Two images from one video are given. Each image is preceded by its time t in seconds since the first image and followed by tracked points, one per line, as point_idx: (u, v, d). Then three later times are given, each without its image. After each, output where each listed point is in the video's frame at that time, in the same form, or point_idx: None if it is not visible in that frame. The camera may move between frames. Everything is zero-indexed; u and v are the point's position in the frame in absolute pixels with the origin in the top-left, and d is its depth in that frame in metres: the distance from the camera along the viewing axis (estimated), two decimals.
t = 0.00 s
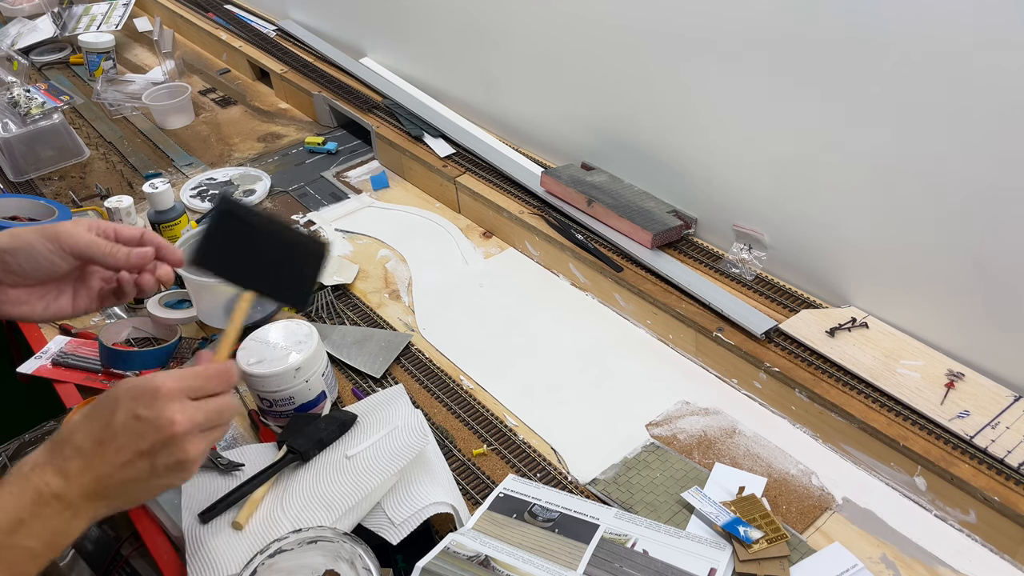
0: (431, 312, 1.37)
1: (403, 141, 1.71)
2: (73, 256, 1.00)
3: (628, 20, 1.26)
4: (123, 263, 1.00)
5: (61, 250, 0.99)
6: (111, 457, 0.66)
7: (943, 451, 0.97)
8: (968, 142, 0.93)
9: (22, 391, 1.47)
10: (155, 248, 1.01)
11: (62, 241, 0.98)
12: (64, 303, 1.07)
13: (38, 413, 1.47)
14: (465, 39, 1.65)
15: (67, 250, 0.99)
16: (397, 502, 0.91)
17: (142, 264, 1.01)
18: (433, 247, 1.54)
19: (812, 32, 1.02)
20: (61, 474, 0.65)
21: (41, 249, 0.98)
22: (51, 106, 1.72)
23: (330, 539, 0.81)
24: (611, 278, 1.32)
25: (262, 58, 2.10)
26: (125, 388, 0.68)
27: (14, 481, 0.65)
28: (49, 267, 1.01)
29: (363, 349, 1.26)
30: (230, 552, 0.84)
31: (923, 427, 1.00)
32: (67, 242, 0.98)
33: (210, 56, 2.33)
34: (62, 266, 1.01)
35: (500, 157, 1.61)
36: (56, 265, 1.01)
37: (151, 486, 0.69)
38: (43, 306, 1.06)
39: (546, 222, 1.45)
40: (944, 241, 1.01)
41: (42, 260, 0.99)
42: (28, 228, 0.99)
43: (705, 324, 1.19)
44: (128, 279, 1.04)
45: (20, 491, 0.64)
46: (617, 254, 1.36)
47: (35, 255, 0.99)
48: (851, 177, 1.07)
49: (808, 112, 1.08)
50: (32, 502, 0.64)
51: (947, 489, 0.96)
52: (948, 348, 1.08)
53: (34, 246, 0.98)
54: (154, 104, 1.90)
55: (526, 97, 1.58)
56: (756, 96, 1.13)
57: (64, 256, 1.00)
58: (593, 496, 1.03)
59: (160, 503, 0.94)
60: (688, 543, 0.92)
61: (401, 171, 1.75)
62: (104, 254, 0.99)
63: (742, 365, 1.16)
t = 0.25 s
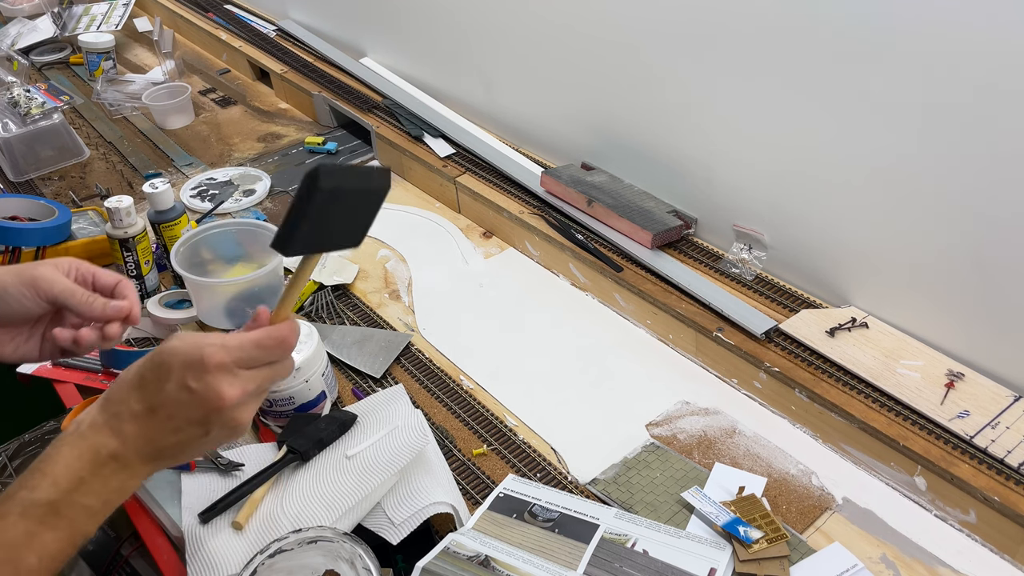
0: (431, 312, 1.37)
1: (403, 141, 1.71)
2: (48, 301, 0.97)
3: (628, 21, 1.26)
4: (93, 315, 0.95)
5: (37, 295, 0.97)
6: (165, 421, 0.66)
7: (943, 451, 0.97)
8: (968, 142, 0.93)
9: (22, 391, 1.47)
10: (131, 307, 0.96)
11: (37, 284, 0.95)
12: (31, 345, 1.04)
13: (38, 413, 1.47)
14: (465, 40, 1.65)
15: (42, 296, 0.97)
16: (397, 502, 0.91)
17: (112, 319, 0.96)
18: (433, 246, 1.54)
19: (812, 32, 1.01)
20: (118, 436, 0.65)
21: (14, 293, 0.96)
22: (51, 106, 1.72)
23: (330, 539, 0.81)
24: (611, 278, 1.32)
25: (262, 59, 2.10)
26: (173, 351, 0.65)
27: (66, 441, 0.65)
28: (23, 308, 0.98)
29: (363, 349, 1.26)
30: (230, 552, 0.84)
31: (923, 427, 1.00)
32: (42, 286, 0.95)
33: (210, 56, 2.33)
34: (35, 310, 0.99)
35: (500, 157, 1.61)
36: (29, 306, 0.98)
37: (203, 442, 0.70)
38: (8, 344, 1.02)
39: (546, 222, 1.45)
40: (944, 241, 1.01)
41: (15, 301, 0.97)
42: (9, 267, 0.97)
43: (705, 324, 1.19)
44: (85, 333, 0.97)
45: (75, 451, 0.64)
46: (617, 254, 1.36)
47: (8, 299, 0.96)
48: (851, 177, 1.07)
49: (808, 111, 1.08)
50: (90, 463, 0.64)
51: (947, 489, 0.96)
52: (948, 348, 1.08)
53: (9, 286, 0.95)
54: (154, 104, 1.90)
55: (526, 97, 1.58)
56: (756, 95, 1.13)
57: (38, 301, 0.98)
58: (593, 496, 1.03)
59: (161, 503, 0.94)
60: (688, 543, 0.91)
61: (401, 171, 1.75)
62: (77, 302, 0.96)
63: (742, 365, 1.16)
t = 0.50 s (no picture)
0: (431, 312, 1.37)
1: (403, 141, 1.71)
2: (40, 303, 1.00)
3: (628, 21, 1.26)
4: (85, 317, 0.98)
5: (29, 296, 0.99)
6: (207, 405, 0.73)
7: (943, 451, 0.97)
8: (968, 142, 0.93)
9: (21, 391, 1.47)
10: (122, 312, 0.99)
11: (30, 287, 0.98)
12: (23, 346, 1.07)
13: (37, 413, 1.47)
14: (465, 40, 1.65)
15: (34, 297, 0.99)
16: (397, 502, 0.91)
17: (103, 323, 0.99)
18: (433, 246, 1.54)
19: (812, 32, 1.02)
20: (162, 426, 0.70)
21: (6, 293, 0.98)
22: (51, 106, 1.72)
23: (330, 539, 0.81)
24: (611, 278, 1.32)
25: (262, 58, 2.10)
26: (231, 363, 0.70)
27: (107, 432, 0.66)
28: (14, 309, 1.01)
29: (363, 349, 1.26)
30: (229, 552, 0.84)
31: (923, 427, 1.00)
32: (35, 288, 0.98)
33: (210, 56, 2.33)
34: (27, 312, 1.02)
35: (500, 157, 1.61)
36: (20, 308, 1.01)
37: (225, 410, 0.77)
38: None
39: (546, 222, 1.45)
40: (944, 241, 1.01)
41: (7, 302, 0.99)
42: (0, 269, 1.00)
43: (705, 324, 1.19)
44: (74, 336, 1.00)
45: (121, 443, 0.67)
46: (617, 254, 1.36)
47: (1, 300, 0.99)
48: (852, 177, 1.07)
49: (808, 112, 1.08)
50: (137, 456, 0.69)
51: (947, 489, 0.96)
52: (948, 348, 1.08)
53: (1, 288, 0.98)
54: (154, 104, 1.90)
55: (526, 97, 1.58)
56: (756, 95, 1.13)
57: (31, 302, 1.00)
58: (593, 496, 1.03)
59: (161, 502, 0.94)
60: (688, 543, 0.91)
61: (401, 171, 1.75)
62: (69, 304, 0.98)
63: (742, 365, 1.16)
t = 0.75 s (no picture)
0: (431, 312, 1.37)
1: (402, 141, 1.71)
2: (41, 303, 1.00)
3: (628, 21, 1.26)
4: (86, 319, 0.98)
5: (30, 297, 0.99)
6: (214, 389, 0.75)
7: (943, 451, 0.97)
8: (968, 142, 0.93)
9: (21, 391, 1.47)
10: (123, 316, 0.98)
11: (32, 288, 0.98)
12: (25, 347, 1.10)
13: (37, 413, 1.47)
14: (465, 40, 1.65)
15: (35, 297, 0.99)
16: (397, 502, 0.91)
17: (104, 326, 0.98)
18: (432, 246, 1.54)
19: (812, 32, 1.01)
20: (172, 413, 0.71)
21: (8, 294, 0.99)
22: (51, 106, 1.72)
23: (330, 539, 0.81)
24: (611, 278, 1.32)
25: (262, 58, 2.10)
26: (240, 350, 0.72)
27: (120, 422, 0.67)
28: (16, 310, 1.02)
29: (363, 350, 1.26)
30: (229, 553, 0.84)
31: (923, 427, 1.00)
32: (37, 289, 0.98)
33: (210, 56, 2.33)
34: (29, 313, 1.02)
35: (500, 157, 1.61)
36: (22, 309, 1.02)
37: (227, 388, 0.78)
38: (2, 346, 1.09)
39: (546, 222, 1.45)
40: (944, 241, 1.01)
41: (9, 303, 1.00)
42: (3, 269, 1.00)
43: (705, 324, 1.19)
44: (74, 338, 1.00)
45: (132, 432, 0.68)
46: (617, 254, 1.36)
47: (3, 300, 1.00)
48: (852, 177, 1.07)
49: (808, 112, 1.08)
50: (149, 442, 0.70)
51: (947, 489, 0.96)
52: (948, 348, 1.08)
53: (3, 288, 0.98)
54: (154, 104, 1.90)
55: (526, 97, 1.58)
56: (756, 95, 1.13)
57: (32, 303, 1.01)
58: (593, 496, 1.03)
59: (161, 503, 0.93)
60: (688, 543, 0.91)
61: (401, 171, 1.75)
62: (69, 306, 0.98)
63: (742, 365, 1.16)
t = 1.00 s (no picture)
0: (431, 312, 1.37)
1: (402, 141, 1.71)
2: (43, 305, 0.99)
3: (628, 21, 1.26)
4: (87, 322, 0.98)
5: (33, 299, 0.99)
6: (218, 391, 0.75)
7: (943, 451, 0.97)
8: (968, 142, 0.93)
9: (21, 391, 1.47)
10: (125, 318, 1.00)
11: (34, 289, 0.98)
12: (26, 349, 1.07)
13: (37, 413, 1.47)
14: (465, 39, 1.65)
15: (37, 299, 0.99)
16: (397, 502, 0.91)
17: (106, 328, 0.99)
18: (432, 246, 1.54)
19: (812, 32, 1.01)
20: (179, 415, 0.71)
21: (10, 296, 0.98)
22: (51, 106, 1.72)
23: (330, 539, 0.81)
24: (611, 278, 1.32)
25: (262, 58, 2.10)
26: (246, 350, 0.73)
27: (128, 426, 0.66)
28: (17, 312, 1.01)
29: (363, 349, 1.26)
30: (229, 553, 0.84)
31: (923, 427, 1.00)
32: (39, 290, 0.98)
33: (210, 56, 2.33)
34: (30, 315, 1.02)
35: (500, 157, 1.61)
36: (23, 311, 1.01)
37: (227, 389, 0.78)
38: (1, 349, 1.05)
39: (546, 222, 1.45)
40: (945, 241, 1.01)
41: (10, 304, 0.99)
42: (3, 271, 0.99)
43: (705, 324, 1.19)
44: (76, 341, 1.00)
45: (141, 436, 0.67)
46: (617, 254, 1.36)
47: (4, 302, 0.99)
48: (852, 176, 1.07)
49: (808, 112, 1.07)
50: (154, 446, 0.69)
51: (947, 489, 0.96)
52: (948, 348, 1.08)
53: (4, 290, 0.98)
54: (155, 104, 1.90)
55: (525, 97, 1.57)
56: (756, 95, 1.13)
57: (33, 305, 1.00)
58: (592, 496, 1.03)
59: (161, 503, 0.93)
60: (688, 543, 0.91)
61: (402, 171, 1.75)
62: (72, 309, 0.98)
63: (742, 365, 1.16)
